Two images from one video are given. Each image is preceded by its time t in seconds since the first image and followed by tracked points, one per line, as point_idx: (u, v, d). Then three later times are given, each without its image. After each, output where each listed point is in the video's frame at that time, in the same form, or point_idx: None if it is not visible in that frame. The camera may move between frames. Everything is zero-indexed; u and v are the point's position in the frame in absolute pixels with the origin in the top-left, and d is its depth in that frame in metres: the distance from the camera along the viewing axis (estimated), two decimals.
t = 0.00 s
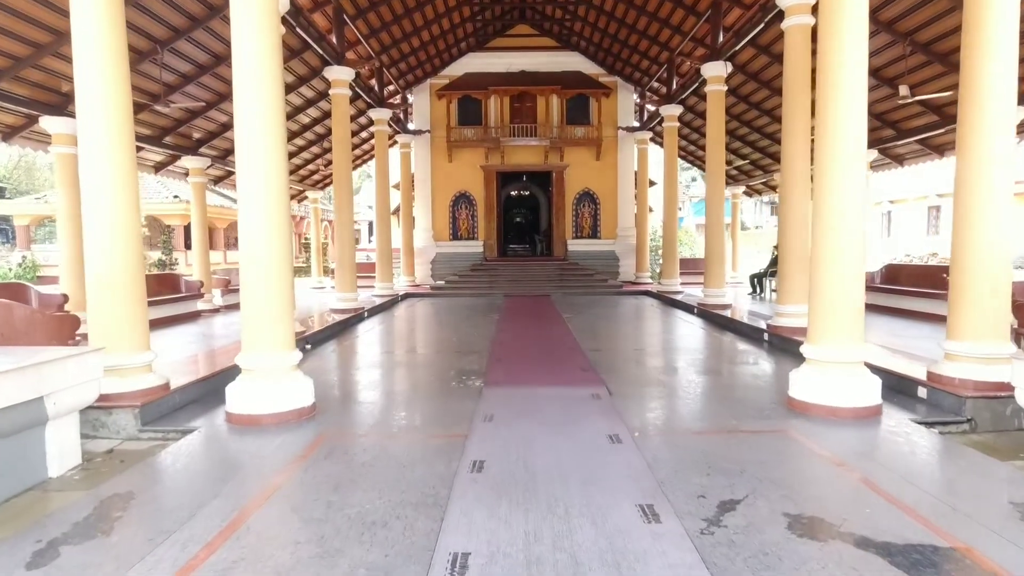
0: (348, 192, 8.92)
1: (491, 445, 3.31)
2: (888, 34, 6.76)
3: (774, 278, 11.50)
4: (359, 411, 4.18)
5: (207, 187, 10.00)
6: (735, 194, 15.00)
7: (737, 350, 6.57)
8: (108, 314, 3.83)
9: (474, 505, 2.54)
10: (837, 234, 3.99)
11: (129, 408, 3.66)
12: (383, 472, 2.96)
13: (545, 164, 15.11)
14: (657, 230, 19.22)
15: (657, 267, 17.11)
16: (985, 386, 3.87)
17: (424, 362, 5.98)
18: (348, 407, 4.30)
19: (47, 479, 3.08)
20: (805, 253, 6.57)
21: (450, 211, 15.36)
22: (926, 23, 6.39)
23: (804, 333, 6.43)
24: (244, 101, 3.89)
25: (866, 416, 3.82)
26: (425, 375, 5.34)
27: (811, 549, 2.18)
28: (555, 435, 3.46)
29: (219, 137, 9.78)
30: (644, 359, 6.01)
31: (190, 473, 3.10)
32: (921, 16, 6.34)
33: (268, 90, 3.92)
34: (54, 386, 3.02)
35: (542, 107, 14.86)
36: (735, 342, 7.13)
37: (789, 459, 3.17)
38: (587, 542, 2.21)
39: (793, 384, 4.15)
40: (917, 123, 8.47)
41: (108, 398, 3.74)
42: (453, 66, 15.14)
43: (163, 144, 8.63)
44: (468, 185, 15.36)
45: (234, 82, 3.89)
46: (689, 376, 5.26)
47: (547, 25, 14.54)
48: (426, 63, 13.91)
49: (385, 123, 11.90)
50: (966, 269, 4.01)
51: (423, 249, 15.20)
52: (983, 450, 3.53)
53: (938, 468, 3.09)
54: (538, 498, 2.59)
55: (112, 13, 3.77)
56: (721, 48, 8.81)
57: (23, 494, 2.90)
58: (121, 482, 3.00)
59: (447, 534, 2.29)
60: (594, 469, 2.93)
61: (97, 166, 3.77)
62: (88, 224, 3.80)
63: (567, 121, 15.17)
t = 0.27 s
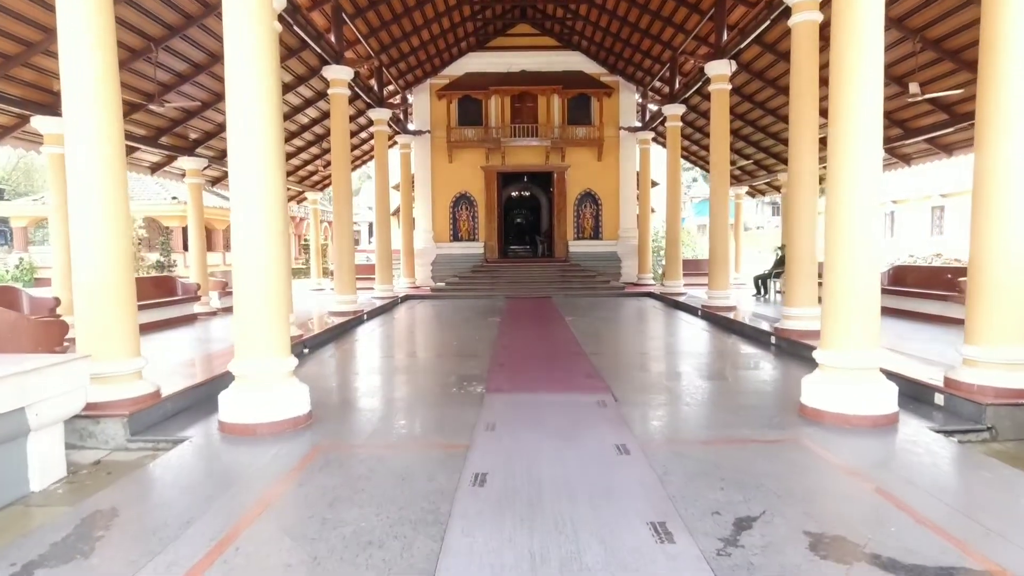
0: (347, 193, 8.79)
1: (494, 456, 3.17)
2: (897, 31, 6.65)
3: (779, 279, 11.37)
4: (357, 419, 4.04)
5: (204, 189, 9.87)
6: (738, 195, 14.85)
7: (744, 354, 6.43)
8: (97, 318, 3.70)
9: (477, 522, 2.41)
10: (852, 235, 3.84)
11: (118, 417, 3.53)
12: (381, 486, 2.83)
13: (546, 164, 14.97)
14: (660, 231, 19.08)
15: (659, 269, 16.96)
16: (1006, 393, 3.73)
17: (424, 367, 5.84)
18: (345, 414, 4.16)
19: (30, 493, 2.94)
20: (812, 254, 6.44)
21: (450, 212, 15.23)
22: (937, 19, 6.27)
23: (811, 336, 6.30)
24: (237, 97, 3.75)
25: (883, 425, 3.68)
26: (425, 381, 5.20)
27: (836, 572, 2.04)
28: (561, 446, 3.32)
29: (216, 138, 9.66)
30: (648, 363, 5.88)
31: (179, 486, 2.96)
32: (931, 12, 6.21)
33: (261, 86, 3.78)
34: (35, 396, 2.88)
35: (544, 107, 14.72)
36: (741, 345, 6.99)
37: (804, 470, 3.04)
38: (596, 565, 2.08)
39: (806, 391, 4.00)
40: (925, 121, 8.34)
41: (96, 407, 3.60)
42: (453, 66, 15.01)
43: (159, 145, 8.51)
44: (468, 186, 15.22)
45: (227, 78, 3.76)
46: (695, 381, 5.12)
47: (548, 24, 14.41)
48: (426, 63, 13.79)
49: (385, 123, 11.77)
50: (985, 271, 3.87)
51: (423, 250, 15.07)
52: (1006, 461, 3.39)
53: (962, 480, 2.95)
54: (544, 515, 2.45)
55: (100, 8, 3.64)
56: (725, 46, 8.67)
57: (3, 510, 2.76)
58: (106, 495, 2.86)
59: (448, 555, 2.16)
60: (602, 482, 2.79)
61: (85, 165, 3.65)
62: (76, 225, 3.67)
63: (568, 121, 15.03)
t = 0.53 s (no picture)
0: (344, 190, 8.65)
1: (492, 462, 3.03)
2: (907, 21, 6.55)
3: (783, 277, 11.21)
4: (351, 423, 3.89)
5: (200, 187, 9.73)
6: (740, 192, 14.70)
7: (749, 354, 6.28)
8: (80, 317, 3.55)
9: (475, 536, 2.26)
10: (865, 230, 3.68)
11: (101, 422, 3.38)
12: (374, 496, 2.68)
13: (547, 161, 14.82)
14: (662, 229, 18.92)
15: (661, 267, 16.80)
16: None
17: (423, 368, 5.69)
18: (339, 417, 4.02)
19: (5, 504, 2.79)
20: (820, 251, 6.29)
21: (450, 210, 15.08)
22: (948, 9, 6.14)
23: (818, 335, 6.16)
24: (223, 87, 3.58)
25: (899, 428, 3.53)
26: (423, 383, 5.05)
27: None
28: (563, 451, 3.17)
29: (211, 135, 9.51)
30: (652, 364, 5.72)
31: (162, 495, 2.81)
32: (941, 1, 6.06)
33: (249, 75, 3.61)
34: (8, 402, 2.73)
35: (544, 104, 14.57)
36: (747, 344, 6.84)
37: (818, 476, 2.89)
38: None
39: (817, 392, 3.85)
40: (934, 114, 8.22)
41: (80, 411, 3.46)
42: (452, 62, 14.85)
43: (153, 142, 8.38)
44: (468, 184, 15.07)
45: (215, 68, 3.59)
46: (701, 382, 4.97)
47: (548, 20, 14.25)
48: (425, 59, 13.63)
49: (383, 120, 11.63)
50: (1002, 268, 3.72)
51: (422, 249, 14.92)
52: None
53: (985, 487, 2.80)
54: (546, 528, 2.31)
55: None
56: (729, 40, 8.51)
57: None
58: (85, 505, 2.71)
59: (443, 573, 2.01)
60: (607, 492, 2.64)
61: (67, 158, 3.50)
62: (58, 221, 3.52)
63: (569, 118, 14.86)
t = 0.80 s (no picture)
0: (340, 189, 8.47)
1: (488, 475, 2.85)
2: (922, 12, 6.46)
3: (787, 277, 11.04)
4: (341, 430, 3.72)
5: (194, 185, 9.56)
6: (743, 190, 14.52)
7: (754, 356, 6.09)
8: (55, 320, 3.38)
9: (467, 560, 2.08)
10: (882, 228, 3.47)
11: (76, 430, 3.21)
12: (360, 512, 2.51)
13: (547, 160, 14.63)
14: (664, 228, 18.73)
15: (664, 266, 16.62)
16: None
17: (419, 371, 5.51)
18: (329, 423, 3.84)
19: None
20: (828, 250, 6.11)
21: (449, 209, 14.90)
22: None
23: (827, 336, 5.97)
24: (203, 75, 3.37)
25: (917, 436, 3.34)
26: (418, 387, 4.86)
27: None
28: (563, 462, 2.99)
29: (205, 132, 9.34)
30: (655, 367, 5.54)
31: (136, 510, 2.64)
32: None
33: (231, 63, 3.39)
34: None
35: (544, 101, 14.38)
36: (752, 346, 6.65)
37: (834, 489, 2.71)
38: None
39: (830, 398, 3.67)
40: (942, 111, 8.17)
41: (55, 418, 3.30)
42: (451, 60, 14.66)
43: (144, 139, 8.22)
44: (467, 183, 14.89)
45: (195, 57, 3.38)
46: (707, 386, 4.78)
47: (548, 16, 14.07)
48: (424, 56, 13.45)
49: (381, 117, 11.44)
50: None
51: (422, 248, 14.74)
52: None
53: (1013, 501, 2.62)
54: (544, 551, 2.13)
55: None
56: (733, 34, 8.32)
57: None
58: (51, 521, 2.54)
59: None
60: (610, 508, 2.46)
61: (40, 152, 3.32)
62: (31, 218, 3.35)
63: (570, 115, 14.68)
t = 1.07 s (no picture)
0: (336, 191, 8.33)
1: (484, 492, 2.70)
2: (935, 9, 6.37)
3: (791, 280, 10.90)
4: (333, 441, 3.56)
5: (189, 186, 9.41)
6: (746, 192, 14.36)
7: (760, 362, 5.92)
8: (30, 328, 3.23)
9: None
10: (898, 231, 3.31)
11: (52, 443, 3.07)
12: (348, 535, 2.35)
13: (548, 161, 14.48)
14: (665, 229, 18.58)
15: (665, 268, 16.47)
16: None
17: (415, 377, 5.35)
18: (321, 434, 3.68)
19: None
20: (836, 253, 5.94)
21: (449, 211, 14.75)
22: None
23: (835, 342, 5.82)
24: (186, 70, 3.21)
25: (936, 450, 3.18)
26: (413, 395, 4.71)
27: None
28: (564, 479, 2.83)
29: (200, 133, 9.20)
30: (659, 374, 5.36)
31: (110, 531, 2.49)
32: None
33: (216, 58, 3.24)
34: None
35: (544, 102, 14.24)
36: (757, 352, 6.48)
37: (852, 509, 2.55)
38: None
39: (843, 408, 3.51)
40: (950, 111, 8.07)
41: (31, 430, 3.15)
42: (451, 60, 14.52)
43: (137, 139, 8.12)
44: (467, 184, 14.75)
45: (178, 52, 3.21)
46: (713, 394, 4.62)
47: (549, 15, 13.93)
48: (423, 56, 13.30)
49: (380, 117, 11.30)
50: None
51: (421, 250, 14.60)
52: None
53: None
54: None
55: None
56: (737, 33, 8.18)
57: None
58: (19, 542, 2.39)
59: None
60: (614, 530, 2.31)
61: (16, 151, 3.17)
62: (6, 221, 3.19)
63: (571, 116, 14.53)
